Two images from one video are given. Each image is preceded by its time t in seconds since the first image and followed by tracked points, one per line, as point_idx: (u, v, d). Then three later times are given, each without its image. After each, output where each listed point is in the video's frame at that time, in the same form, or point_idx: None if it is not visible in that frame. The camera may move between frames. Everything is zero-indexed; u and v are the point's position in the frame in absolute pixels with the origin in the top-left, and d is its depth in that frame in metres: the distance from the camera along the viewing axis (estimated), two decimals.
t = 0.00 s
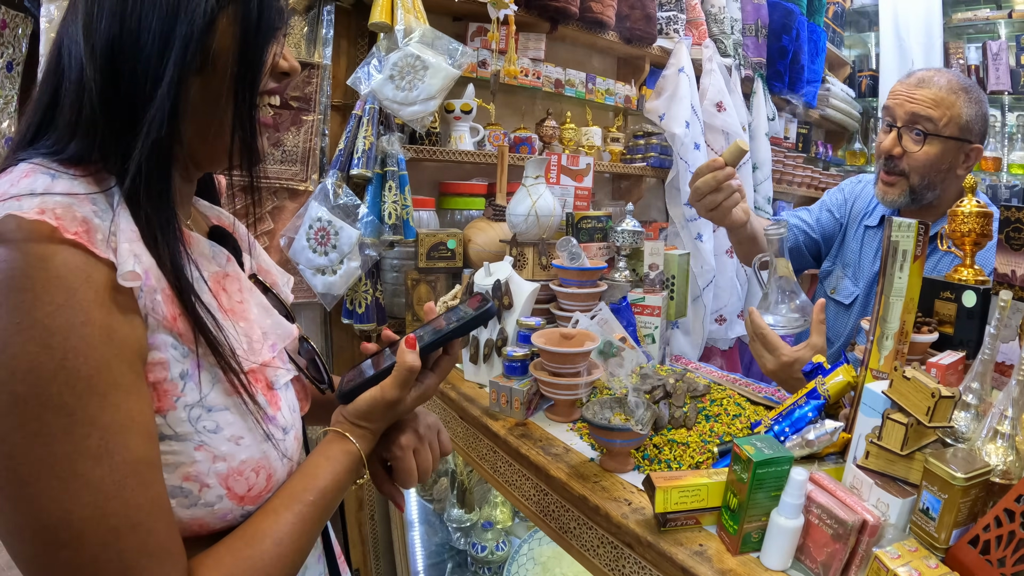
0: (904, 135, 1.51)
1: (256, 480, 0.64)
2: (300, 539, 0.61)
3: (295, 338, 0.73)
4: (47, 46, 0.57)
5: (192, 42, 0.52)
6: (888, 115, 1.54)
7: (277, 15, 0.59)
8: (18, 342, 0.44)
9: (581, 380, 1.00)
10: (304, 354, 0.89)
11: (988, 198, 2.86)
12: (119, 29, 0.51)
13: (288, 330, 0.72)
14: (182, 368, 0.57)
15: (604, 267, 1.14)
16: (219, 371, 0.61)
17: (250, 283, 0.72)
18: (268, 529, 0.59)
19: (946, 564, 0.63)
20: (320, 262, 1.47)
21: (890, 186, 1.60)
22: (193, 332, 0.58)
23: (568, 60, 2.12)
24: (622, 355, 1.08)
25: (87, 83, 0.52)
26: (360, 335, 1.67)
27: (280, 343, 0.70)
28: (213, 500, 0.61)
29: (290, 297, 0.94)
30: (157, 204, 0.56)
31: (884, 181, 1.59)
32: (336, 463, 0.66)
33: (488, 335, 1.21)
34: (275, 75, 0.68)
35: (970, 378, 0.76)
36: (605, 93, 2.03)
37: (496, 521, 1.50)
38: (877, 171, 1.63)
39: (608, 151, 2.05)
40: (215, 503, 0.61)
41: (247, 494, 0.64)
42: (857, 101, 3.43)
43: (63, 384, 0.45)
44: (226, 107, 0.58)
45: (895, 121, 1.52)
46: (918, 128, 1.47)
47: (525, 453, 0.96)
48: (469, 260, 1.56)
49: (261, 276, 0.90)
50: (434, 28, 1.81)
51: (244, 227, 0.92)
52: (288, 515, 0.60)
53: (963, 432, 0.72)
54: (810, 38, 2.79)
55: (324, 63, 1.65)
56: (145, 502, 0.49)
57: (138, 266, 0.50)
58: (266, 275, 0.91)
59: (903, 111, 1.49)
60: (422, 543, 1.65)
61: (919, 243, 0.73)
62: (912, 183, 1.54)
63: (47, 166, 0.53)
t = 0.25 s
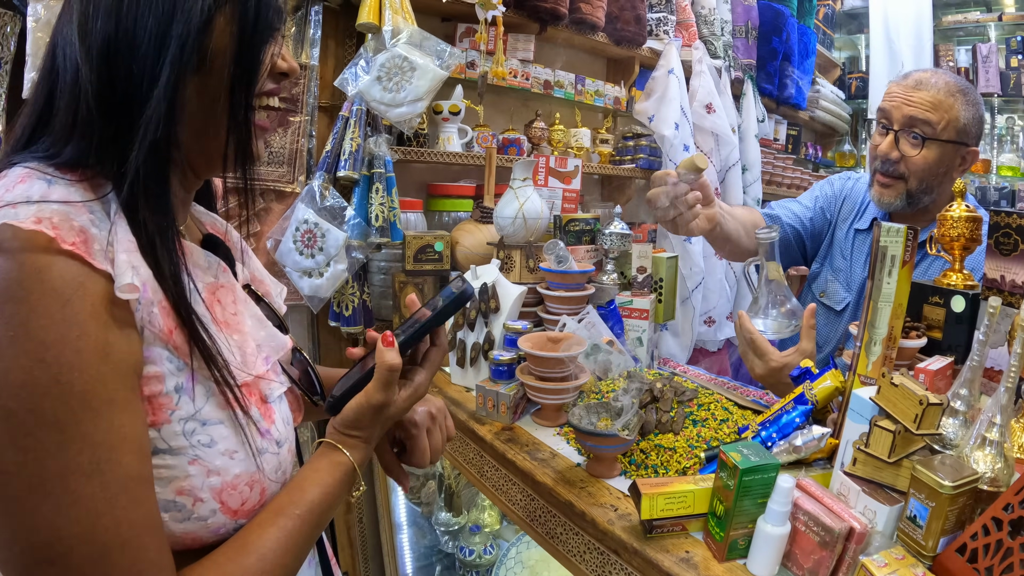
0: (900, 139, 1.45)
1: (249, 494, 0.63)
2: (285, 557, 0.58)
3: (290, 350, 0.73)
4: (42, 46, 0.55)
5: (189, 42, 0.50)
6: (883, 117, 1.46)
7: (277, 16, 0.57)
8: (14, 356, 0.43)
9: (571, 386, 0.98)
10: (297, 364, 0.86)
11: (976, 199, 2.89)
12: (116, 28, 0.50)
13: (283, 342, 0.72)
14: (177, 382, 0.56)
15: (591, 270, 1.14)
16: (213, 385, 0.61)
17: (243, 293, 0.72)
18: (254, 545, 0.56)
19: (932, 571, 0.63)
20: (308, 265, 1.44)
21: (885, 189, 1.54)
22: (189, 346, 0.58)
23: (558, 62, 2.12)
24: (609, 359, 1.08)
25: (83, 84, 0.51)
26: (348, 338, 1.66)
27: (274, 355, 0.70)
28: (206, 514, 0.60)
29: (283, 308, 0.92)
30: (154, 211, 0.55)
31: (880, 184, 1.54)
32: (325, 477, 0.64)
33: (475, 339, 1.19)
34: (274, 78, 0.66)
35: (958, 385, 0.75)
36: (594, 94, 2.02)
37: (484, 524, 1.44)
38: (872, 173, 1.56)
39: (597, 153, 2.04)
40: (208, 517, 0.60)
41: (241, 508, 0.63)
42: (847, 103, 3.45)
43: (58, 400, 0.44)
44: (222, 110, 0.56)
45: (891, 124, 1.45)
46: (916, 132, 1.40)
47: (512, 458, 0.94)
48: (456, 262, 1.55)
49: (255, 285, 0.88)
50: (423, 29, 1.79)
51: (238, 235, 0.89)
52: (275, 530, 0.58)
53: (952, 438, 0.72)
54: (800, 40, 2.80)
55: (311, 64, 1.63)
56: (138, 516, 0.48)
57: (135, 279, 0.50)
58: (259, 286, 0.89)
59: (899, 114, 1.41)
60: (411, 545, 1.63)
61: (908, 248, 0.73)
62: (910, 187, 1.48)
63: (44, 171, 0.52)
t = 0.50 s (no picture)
0: (894, 139, 1.45)
1: (234, 504, 0.62)
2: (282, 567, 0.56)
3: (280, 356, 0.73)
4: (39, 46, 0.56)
5: (174, 41, 0.50)
6: (876, 117, 1.46)
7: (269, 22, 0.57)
8: None
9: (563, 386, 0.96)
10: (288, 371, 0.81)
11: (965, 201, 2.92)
12: (103, 27, 0.50)
13: (273, 348, 0.72)
14: (162, 388, 0.56)
15: (579, 271, 1.14)
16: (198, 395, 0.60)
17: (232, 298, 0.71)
18: (247, 558, 0.55)
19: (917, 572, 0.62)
20: (296, 266, 1.42)
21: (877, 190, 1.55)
22: (173, 351, 0.57)
23: (548, 63, 2.12)
24: (597, 360, 1.07)
25: (71, 81, 0.51)
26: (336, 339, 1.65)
27: (263, 361, 0.70)
28: (188, 524, 0.59)
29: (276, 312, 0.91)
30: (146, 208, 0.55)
31: (873, 186, 1.53)
32: (328, 483, 0.61)
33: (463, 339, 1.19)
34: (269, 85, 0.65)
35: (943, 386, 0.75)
36: (584, 95, 2.02)
37: (472, 525, 1.42)
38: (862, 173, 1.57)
39: (586, 154, 2.04)
40: (192, 526, 0.59)
41: (224, 518, 0.62)
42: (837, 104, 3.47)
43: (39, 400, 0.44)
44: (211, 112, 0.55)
45: (884, 125, 1.45)
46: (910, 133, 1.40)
47: (498, 459, 0.92)
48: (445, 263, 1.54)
49: (248, 288, 0.87)
50: (413, 29, 1.79)
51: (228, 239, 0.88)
52: (267, 541, 0.56)
53: (937, 439, 0.72)
54: (790, 42, 2.81)
55: (300, 64, 1.62)
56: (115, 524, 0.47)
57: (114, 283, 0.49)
58: (253, 290, 0.88)
59: (894, 114, 1.41)
60: (400, 547, 1.61)
61: (894, 249, 0.73)
62: (903, 188, 1.48)
63: (31, 170, 0.52)
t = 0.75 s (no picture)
0: (880, 141, 1.46)
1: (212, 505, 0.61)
2: (371, 479, 0.54)
3: (257, 354, 0.75)
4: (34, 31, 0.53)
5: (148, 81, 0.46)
6: (863, 118, 1.48)
7: (259, 78, 0.53)
8: None
9: (550, 385, 0.96)
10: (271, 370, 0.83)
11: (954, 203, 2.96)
12: (86, 41, 0.47)
13: (250, 347, 0.74)
14: (144, 381, 0.56)
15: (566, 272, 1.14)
16: (181, 390, 0.60)
17: (207, 298, 0.71)
18: (329, 473, 0.52)
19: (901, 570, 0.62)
20: (284, 267, 1.42)
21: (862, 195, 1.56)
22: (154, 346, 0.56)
23: (538, 65, 2.12)
24: (582, 360, 1.08)
25: (46, 84, 0.49)
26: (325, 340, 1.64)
27: (240, 360, 0.72)
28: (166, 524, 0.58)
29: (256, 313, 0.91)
30: (109, 228, 0.52)
31: (857, 190, 1.55)
32: (385, 398, 0.58)
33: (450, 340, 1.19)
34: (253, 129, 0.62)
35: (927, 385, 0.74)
36: (573, 96, 2.03)
37: (461, 526, 1.42)
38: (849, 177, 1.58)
39: (575, 156, 2.05)
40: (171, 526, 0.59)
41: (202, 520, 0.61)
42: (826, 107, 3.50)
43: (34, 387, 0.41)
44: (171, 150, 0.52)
45: (870, 126, 1.47)
46: (896, 135, 1.42)
47: (485, 460, 0.91)
48: (433, 264, 1.54)
49: (228, 290, 0.87)
50: (402, 31, 1.78)
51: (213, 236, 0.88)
52: (346, 457, 0.53)
53: (920, 438, 0.71)
54: (780, 45, 2.83)
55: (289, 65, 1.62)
56: (159, 470, 0.44)
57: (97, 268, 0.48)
58: (231, 291, 0.87)
59: (881, 116, 1.43)
60: (390, 548, 1.55)
61: (875, 250, 0.73)
62: (887, 193, 1.50)
63: (2, 171, 0.51)
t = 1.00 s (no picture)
0: (875, 144, 1.47)
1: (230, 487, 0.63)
2: (467, 376, 0.51)
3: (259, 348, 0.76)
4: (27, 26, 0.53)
5: (145, 71, 0.46)
6: (858, 121, 1.49)
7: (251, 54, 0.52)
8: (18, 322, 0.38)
9: (543, 385, 0.96)
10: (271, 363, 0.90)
11: (946, 205, 3.00)
12: (81, 33, 0.47)
13: (252, 339, 0.75)
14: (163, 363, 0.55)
15: (561, 273, 1.11)
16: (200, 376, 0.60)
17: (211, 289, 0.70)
18: (431, 366, 0.50)
19: (888, 568, 0.62)
20: (280, 269, 1.42)
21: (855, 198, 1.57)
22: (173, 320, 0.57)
23: (531, 67, 2.13)
24: (576, 362, 1.07)
25: (43, 80, 0.49)
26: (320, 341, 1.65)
27: (245, 350, 0.73)
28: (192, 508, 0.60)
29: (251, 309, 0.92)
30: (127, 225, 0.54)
31: (852, 192, 1.56)
32: (472, 309, 0.58)
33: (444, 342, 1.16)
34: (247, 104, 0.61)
35: (914, 384, 0.73)
36: (566, 100, 2.04)
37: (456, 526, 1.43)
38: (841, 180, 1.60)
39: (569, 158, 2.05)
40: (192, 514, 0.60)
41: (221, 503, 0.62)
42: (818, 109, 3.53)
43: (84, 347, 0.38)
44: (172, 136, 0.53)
45: (866, 129, 1.48)
46: (891, 138, 1.43)
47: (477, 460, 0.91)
48: (427, 267, 1.55)
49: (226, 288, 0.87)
50: (396, 34, 1.79)
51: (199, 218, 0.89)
52: (443, 352, 0.52)
53: (908, 437, 0.70)
54: (772, 48, 2.85)
55: (285, 68, 1.62)
56: (224, 388, 0.41)
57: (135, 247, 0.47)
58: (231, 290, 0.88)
59: (875, 118, 1.44)
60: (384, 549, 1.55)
61: (864, 252, 0.73)
62: (882, 195, 1.52)
63: (15, 176, 0.50)
